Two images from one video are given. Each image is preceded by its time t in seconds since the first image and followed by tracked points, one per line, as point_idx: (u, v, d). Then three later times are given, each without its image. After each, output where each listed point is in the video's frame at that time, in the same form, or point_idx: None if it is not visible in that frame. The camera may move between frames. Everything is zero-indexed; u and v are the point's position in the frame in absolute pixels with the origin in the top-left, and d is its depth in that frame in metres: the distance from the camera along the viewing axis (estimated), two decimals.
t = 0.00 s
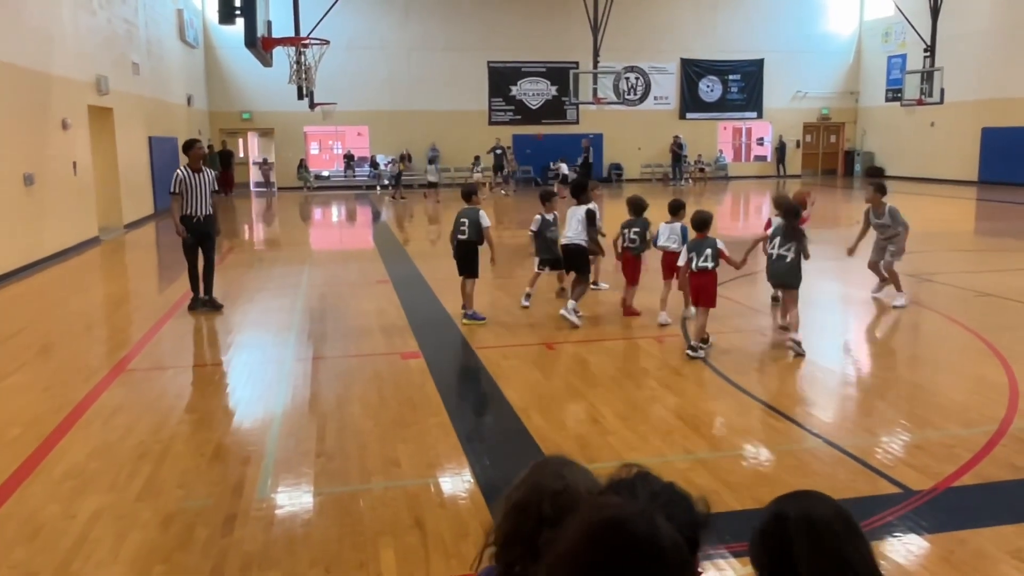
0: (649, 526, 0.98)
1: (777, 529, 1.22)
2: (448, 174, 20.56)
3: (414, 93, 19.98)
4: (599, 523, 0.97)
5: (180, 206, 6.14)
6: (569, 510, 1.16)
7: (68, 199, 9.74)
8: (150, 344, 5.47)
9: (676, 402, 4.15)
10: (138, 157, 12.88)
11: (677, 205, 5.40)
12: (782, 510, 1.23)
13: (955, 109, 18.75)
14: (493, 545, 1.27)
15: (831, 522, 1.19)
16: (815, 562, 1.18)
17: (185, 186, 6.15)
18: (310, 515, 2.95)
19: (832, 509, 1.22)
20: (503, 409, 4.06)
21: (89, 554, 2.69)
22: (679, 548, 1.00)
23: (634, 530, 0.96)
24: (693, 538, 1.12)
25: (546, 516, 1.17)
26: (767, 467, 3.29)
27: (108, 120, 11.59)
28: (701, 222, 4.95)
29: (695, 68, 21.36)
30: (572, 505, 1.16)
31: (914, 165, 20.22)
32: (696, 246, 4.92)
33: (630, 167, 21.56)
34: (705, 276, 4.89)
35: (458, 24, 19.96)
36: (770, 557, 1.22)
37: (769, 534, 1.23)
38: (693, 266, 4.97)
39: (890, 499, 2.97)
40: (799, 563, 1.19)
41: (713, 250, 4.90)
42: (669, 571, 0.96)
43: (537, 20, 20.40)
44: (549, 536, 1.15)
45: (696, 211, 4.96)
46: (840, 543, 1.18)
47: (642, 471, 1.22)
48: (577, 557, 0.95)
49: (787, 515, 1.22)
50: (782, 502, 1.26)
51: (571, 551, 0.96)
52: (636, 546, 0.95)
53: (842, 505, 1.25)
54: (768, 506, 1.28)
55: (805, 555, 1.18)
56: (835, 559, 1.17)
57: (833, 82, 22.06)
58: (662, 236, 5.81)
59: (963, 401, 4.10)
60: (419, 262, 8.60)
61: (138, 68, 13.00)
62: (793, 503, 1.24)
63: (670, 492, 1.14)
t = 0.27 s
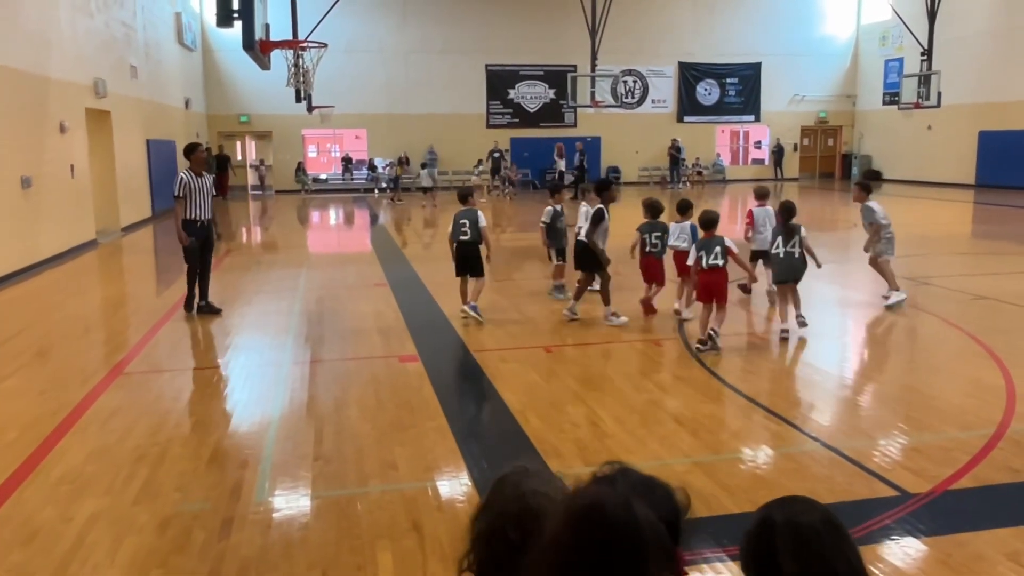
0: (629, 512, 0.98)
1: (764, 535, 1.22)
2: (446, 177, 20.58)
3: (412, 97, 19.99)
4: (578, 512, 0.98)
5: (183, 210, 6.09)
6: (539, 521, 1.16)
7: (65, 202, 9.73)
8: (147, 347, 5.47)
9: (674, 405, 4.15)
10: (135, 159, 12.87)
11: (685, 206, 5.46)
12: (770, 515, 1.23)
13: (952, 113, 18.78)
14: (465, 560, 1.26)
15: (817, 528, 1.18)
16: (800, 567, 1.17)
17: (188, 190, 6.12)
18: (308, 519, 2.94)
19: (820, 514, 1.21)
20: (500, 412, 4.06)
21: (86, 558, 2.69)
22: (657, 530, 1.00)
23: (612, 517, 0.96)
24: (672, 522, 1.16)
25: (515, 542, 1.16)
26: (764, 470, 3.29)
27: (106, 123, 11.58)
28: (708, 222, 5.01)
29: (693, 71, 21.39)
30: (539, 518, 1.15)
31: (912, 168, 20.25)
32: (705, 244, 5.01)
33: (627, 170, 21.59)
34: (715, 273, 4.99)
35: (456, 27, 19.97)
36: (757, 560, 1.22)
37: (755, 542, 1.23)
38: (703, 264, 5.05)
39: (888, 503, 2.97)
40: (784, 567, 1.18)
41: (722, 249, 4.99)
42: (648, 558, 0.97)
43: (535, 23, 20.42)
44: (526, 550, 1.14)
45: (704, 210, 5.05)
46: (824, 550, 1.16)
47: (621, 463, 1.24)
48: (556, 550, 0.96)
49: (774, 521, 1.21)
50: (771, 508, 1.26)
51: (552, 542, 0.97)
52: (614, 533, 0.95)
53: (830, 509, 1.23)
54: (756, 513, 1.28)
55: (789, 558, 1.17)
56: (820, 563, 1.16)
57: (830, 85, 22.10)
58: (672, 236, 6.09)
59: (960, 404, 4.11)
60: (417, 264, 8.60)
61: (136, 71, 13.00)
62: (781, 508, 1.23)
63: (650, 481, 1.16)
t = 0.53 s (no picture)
0: (622, 508, 1.00)
1: (751, 539, 1.22)
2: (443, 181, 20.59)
3: (410, 101, 20.01)
4: (572, 512, 0.99)
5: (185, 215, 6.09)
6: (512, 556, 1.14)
7: (62, 206, 9.72)
8: (145, 352, 5.46)
9: (671, 409, 4.15)
10: (133, 163, 12.87)
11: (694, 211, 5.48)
12: (757, 520, 1.23)
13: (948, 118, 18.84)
14: None
15: (806, 533, 1.18)
16: (786, 570, 1.17)
17: (190, 195, 6.13)
18: (305, 524, 2.93)
19: (809, 519, 1.20)
20: (497, 417, 4.05)
21: (82, 563, 2.68)
22: (650, 521, 1.01)
23: (607, 515, 0.98)
24: (666, 517, 1.17)
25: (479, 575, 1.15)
26: (762, 475, 3.28)
27: (103, 127, 11.57)
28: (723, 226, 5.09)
29: (690, 76, 21.44)
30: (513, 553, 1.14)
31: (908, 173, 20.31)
32: (718, 248, 5.12)
33: (625, 175, 21.63)
34: (729, 276, 5.11)
35: (454, 32, 20.01)
36: (744, 565, 1.22)
37: (742, 549, 1.23)
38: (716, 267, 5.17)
39: (885, 507, 2.97)
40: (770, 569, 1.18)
41: (735, 252, 5.11)
42: (644, 553, 0.98)
43: (532, 28, 20.46)
44: None
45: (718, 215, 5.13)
46: (813, 557, 1.16)
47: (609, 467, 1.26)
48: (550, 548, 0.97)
49: (762, 525, 1.21)
50: (759, 513, 1.26)
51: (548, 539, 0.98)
52: (608, 532, 0.96)
53: (815, 513, 1.24)
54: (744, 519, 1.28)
55: (774, 559, 1.18)
56: (807, 566, 1.16)
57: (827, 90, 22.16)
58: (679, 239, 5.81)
59: (957, 409, 4.11)
60: (415, 269, 8.60)
61: (133, 76, 13.01)
62: (767, 514, 1.23)
63: (639, 480, 1.17)
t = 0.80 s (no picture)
0: (606, 510, 1.15)
1: (743, 547, 1.21)
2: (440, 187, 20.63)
3: (407, 107, 20.03)
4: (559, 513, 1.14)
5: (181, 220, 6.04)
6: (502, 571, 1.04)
7: (58, 211, 9.70)
8: (141, 358, 5.44)
9: (668, 414, 4.15)
10: (129, 169, 12.84)
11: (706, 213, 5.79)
12: (749, 527, 1.22)
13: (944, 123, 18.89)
14: None
15: (797, 536, 1.18)
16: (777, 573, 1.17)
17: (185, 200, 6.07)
18: (301, 530, 2.92)
19: (802, 526, 1.20)
20: (494, 422, 4.04)
21: (77, 569, 2.67)
22: (635, 525, 1.17)
23: (590, 517, 1.13)
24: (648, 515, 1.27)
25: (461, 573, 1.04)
26: (759, 481, 3.28)
27: (100, 133, 11.56)
28: (738, 225, 5.42)
29: (687, 82, 21.49)
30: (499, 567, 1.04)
31: (904, 179, 20.37)
32: (734, 245, 5.41)
33: (622, 180, 21.67)
34: (743, 272, 5.35)
35: (451, 38, 20.05)
36: (736, 568, 1.22)
37: (737, 553, 1.22)
38: (731, 265, 5.42)
39: (881, 514, 2.96)
40: None
41: (748, 251, 5.42)
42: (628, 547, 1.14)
43: (529, 34, 20.51)
44: None
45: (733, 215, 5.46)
46: (805, 560, 1.16)
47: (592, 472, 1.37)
48: (542, 548, 1.12)
49: (755, 532, 1.21)
50: (750, 517, 1.25)
51: (538, 540, 1.13)
52: (595, 528, 1.12)
53: (807, 517, 1.24)
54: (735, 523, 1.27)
55: (767, 566, 1.18)
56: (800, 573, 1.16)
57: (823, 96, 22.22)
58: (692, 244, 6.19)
59: (955, 414, 4.11)
60: (411, 275, 8.60)
61: (130, 81, 12.99)
62: (760, 519, 1.23)
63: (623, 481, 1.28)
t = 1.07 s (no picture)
0: (611, 516, 1.11)
1: (741, 551, 1.21)
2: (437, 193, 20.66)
3: (403, 114, 20.05)
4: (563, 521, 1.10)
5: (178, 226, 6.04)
6: None
7: (54, 218, 9.69)
8: (136, 364, 5.43)
9: (664, 421, 4.15)
10: (125, 175, 12.82)
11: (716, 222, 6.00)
12: (747, 530, 1.22)
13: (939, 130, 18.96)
14: None
15: (794, 540, 1.18)
16: None
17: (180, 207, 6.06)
18: (297, 538, 2.91)
19: (799, 531, 1.20)
20: (490, 429, 4.04)
21: None
22: (638, 529, 1.12)
23: (595, 523, 1.09)
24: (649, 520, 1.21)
25: None
26: (756, 487, 3.28)
27: (96, 139, 11.55)
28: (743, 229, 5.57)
29: (682, 89, 21.56)
30: None
31: (900, 185, 20.44)
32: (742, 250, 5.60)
33: (618, 187, 21.72)
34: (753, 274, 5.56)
35: (448, 45, 20.08)
36: (733, 572, 1.23)
37: (733, 558, 1.23)
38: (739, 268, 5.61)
39: (877, 520, 2.96)
40: None
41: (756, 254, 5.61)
42: (634, 558, 1.09)
43: (526, 41, 20.56)
44: None
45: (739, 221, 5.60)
46: (804, 564, 1.16)
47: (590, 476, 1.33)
48: (541, 558, 1.09)
49: (752, 536, 1.21)
50: (748, 521, 1.25)
51: (538, 551, 1.10)
52: (601, 537, 1.08)
53: (802, 521, 1.24)
54: (733, 526, 1.27)
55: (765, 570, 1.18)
56: None
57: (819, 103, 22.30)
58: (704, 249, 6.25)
59: (950, 421, 4.11)
60: (408, 281, 8.60)
61: (127, 87, 12.98)
62: (756, 522, 1.23)
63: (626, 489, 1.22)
